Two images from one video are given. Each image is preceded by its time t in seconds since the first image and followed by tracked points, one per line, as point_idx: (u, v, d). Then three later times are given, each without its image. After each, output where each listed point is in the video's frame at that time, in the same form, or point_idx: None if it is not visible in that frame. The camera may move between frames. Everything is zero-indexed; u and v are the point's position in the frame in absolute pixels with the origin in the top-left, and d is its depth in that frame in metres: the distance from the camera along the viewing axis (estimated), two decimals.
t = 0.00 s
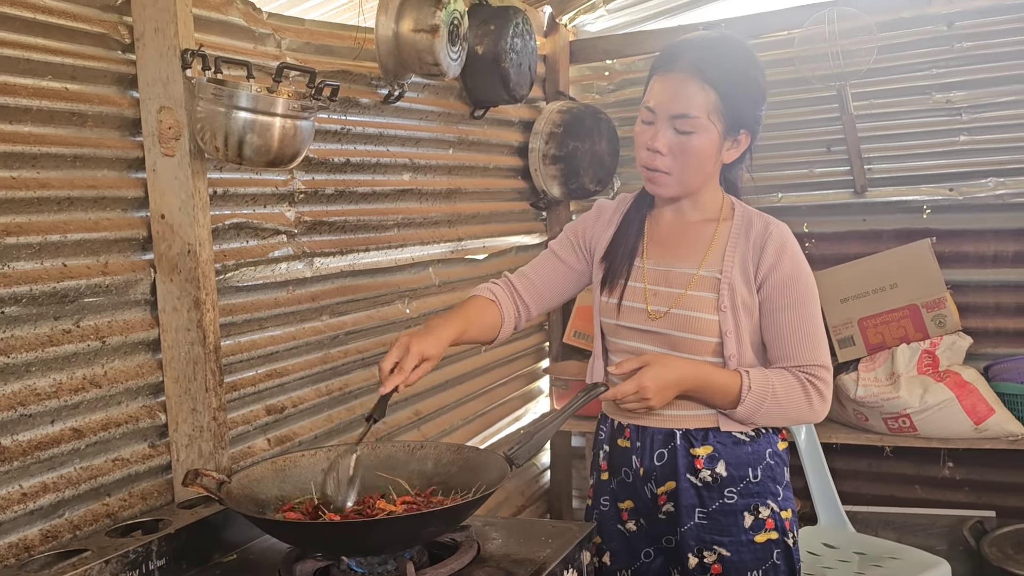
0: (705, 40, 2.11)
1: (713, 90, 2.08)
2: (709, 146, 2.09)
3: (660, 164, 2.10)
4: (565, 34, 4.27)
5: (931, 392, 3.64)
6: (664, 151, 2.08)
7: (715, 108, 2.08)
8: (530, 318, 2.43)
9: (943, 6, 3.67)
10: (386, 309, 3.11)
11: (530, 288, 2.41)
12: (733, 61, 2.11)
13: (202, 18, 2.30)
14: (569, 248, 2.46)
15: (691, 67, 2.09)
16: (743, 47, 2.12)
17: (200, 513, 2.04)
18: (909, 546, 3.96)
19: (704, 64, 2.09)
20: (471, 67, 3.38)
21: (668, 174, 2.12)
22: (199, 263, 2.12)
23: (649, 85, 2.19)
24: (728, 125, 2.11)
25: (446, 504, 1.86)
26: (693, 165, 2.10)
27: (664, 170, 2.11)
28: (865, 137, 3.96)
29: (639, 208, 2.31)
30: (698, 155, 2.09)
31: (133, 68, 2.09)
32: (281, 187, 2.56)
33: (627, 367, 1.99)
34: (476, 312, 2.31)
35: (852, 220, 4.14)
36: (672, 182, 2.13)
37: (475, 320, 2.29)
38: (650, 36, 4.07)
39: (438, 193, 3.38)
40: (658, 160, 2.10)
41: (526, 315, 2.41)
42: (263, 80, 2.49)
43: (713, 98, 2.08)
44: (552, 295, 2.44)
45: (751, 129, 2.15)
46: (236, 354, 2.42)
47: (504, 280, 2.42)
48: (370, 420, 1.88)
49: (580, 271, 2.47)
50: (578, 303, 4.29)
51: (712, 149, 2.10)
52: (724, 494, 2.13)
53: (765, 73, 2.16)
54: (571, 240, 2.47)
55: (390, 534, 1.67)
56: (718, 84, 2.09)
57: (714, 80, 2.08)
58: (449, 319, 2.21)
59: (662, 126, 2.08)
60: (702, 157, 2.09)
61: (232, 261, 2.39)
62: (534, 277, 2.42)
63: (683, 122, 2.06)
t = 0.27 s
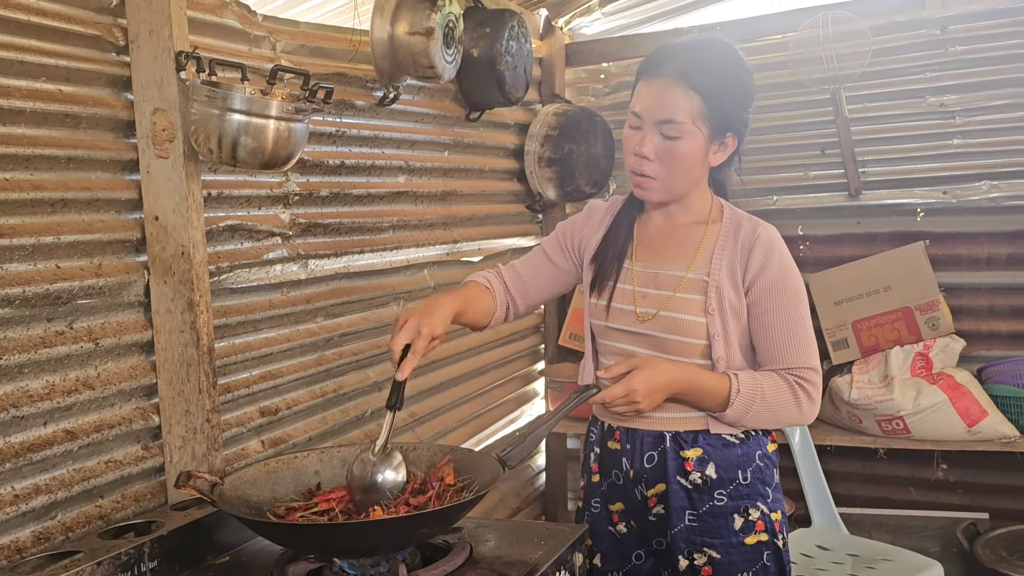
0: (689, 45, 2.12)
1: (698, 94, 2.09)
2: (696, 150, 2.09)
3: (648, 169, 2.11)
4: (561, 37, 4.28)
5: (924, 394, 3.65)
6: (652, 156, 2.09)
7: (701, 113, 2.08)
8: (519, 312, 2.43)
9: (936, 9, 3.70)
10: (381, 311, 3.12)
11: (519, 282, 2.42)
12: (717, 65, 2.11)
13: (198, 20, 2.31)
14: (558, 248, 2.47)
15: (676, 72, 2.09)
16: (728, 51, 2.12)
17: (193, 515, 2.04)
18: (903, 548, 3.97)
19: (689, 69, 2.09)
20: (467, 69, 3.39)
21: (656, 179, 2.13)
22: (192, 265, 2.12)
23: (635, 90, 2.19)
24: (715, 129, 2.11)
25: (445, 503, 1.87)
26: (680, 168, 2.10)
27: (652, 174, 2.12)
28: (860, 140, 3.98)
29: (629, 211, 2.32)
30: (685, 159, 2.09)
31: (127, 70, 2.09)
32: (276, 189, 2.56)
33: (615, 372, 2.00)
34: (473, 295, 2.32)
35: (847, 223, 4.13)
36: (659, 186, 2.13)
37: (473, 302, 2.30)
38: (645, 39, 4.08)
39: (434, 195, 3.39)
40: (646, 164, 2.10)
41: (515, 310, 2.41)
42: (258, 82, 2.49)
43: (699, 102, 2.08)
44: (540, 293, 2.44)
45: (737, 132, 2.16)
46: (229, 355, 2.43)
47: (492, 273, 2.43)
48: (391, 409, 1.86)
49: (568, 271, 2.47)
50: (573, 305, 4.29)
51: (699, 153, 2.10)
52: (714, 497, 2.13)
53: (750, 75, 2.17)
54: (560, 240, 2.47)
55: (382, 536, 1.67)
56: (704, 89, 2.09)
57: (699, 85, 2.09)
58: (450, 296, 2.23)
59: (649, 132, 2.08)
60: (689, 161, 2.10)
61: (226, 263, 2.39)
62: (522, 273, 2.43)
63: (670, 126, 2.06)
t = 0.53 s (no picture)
0: (675, 46, 2.12)
1: (686, 94, 2.09)
2: (683, 150, 2.09)
3: (636, 169, 2.11)
4: (555, 38, 4.28)
5: (917, 395, 3.66)
6: (639, 156, 2.09)
7: (688, 113, 2.09)
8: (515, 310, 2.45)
9: (929, 10, 3.70)
10: (374, 311, 3.11)
11: (512, 281, 2.43)
12: (703, 65, 2.11)
13: (189, 20, 2.30)
14: (550, 248, 2.47)
15: (662, 73, 2.10)
16: (714, 51, 2.12)
17: (184, 516, 2.03)
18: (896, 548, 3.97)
19: (676, 69, 2.10)
20: (460, 70, 3.39)
21: (644, 179, 2.13)
22: (184, 265, 2.12)
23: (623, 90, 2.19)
24: (702, 129, 2.12)
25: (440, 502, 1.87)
26: (668, 169, 2.11)
27: (640, 174, 2.12)
28: (853, 141, 3.99)
29: (618, 211, 2.32)
30: (673, 159, 2.09)
31: (118, 70, 2.09)
32: (268, 190, 2.56)
33: (607, 369, 2.00)
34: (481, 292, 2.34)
35: (839, 223, 4.16)
36: (647, 186, 2.14)
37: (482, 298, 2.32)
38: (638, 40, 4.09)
39: (427, 196, 3.39)
40: (634, 165, 2.11)
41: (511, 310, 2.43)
42: (250, 83, 2.49)
43: (685, 102, 2.09)
44: (533, 293, 2.45)
45: (724, 132, 2.16)
46: (221, 356, 2.42)
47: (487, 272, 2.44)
48: (433, 388, 1.97)
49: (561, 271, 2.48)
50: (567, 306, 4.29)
51: (686, 153, 2.11)
52: (705, 497, 2.14)
53: (737, 75, 2.17)
54: (553, 240, 2.48)
55: (373, 536, 1.67)
56: (691, 89, 2.09)
57: (686, 85, 2.09)
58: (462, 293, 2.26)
59: (636, 132, 2.09)
60: (677, 161, 2.10)
61: (218, 264, 2.39)
62: (515, 274, 2.44)
63: (657, 127, 2.07)
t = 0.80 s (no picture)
0: (676, 45, 2.13)
1: (687, 94, 2.10)
2: (685, 149, 2.10)
3: (638, 169, 2.12)
4: (552, 39, 4.29)
5: (914, 394, 3.67)
6: (642, 156, 2.10)
7: (690, 112, 2.09)
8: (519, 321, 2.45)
9: (926, 11, 3.71)
10: (373, 312, 3.12)
11: (513, 292, 2.43)
12: (704, 64, 2.12)
13: (188, 21, 2.31)
14: (551, 255, 2.48)
15: (663, 73, 2.10)
16: (715, 50, 2.13)
17: (184, 517, 2.04)
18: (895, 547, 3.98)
19: (677, 68, 2.10)
20: (458, 71, 3.39)
21: (647, 179, 2.13)
22: (183, 266, 2.12)
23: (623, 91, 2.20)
24: (704, 128, 2.12)
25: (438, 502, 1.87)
26: (670, 168, 2.11)
27: (642, 174, 2.12)
28: (850, 142, 4.00)
29: (619, 212, 2.33)
30: (675, 158, 2.10)
31: (117, 71, 2.09)
32: (267, 190, 2.56)
33: (610, 367, 2.00)
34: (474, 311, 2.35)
35: (836, 224, 4.16)
36: (650, 186, 2.14)
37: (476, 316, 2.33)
38: (636, 41, 4.10)
39: (426, 197, 3.39)
40: (637, 165, 2.11)
41: (513, 320, 2.44)
42: (248, 84, 2.49)
43: (687, 101, 2.09)
44: (536, 302, 2.45)
45: (725, 131, 2.17)
46: (220, 357, 2.42)
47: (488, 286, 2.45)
48: (377, 412, 1.88)
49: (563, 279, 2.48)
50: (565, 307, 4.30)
51: (688, 152, 2.11)
52: (707, 496, 2.14)
53: (738, 74, 2.18)
54: (553, 248, 2.48)
55: (373, 536, 1.67)
56: (692, 88, 2.10)
57: (687, 85, 2.10)
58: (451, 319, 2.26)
59: (639, 132, 2.09)
60: (679, 160, 2.11)
61: (217, 265, 2.39)
62: (516, 284, 2.44)
63: (660, 126, 2.07)
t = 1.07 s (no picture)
0: (678, 47, 2.13)
1: (689, 95, 2.10)
2: (688, 151, 2.10)
3: (641, 170, 2.12)
4: (552, 39, 4.29)
5: (914, 394, 3.68)
6: (644, 157, 2.10)
7: (692, 113, 2.10)
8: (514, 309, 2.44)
9: (926, 11, 3.71)
10: (373, 312, 3.12)
11: (510, 280, 2.43)
12: (706, 66, 2.13)
13: (188, 22, 2.31)
14: (550, 248, 2.48)
15: (665, 75, 2.11)
16: (717, 52, 2.14)
17: (185, 518, 2.04)
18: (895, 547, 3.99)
19: (679, 71, 2.11)
20: (458, 72, 3.40)
21: (649, 180, 2.13)
22: (184, 267, 2.12)
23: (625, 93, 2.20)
24: (706, 129, 2.13)
25: (439, 504, 1.88)
26: (673, 169, 2.12)
27: (645, 176, 2.13)
28: (849, 142, 4.00)
29: (621, 213, 2.33)
30: (678, 160, 2.10)
31: (117, 73, 2.10)
32: (267, 191, 2.57)
33: (615, 367, 2.00)
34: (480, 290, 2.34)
35: (836, 223, 4.17)
36: (652, 187, 2.14)
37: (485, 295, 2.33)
38: (636, 41, 4.10)
39: (425, 197, 3.39)
40: (639, 166, 2.11)
41: (508, 307, 2.42)
42: (248, 85, 2.50)
43: (689, 103, 2.10)
44: (532, 291, 2.45)
45: (727, 131, 2.17)
46: (221, 358, 2.42)
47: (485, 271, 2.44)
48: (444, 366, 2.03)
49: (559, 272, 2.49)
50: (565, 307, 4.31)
51: (691, 153, 2.11)
52: (712, 495, 2.14)
53: (739, 75, 2.18)
54: (552, 241, 2.49)
55: (374, 537, 1.67)
56: (694, 90, 2.10)
57: (689, 86, 2.10)
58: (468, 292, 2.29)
59: (641, 134, 2.10)
60: (681, 161, 2.11)
61: (218, 266, 2.39)
62: (514, 271, 2.44)
63: (662, 128, 2.08)
